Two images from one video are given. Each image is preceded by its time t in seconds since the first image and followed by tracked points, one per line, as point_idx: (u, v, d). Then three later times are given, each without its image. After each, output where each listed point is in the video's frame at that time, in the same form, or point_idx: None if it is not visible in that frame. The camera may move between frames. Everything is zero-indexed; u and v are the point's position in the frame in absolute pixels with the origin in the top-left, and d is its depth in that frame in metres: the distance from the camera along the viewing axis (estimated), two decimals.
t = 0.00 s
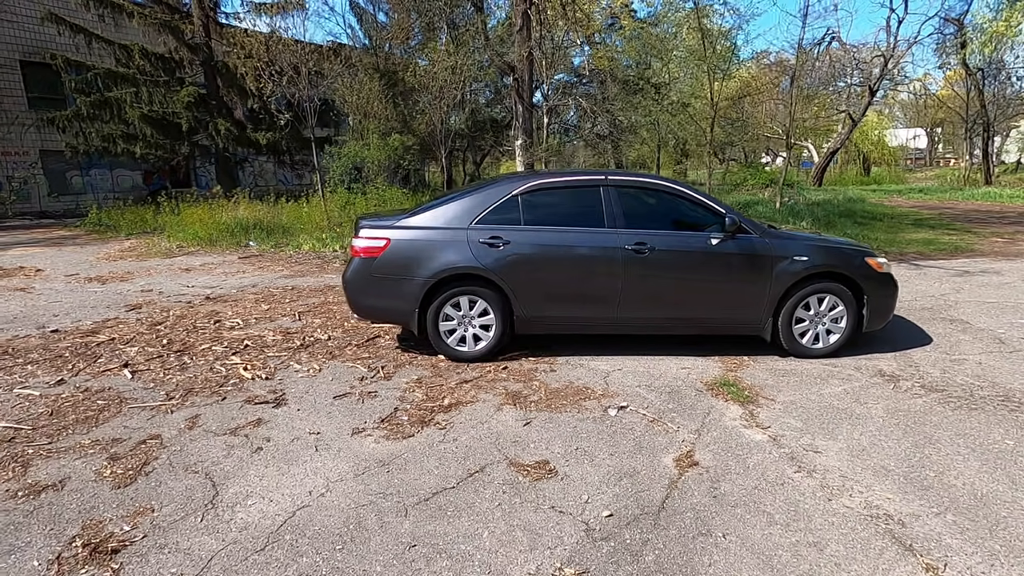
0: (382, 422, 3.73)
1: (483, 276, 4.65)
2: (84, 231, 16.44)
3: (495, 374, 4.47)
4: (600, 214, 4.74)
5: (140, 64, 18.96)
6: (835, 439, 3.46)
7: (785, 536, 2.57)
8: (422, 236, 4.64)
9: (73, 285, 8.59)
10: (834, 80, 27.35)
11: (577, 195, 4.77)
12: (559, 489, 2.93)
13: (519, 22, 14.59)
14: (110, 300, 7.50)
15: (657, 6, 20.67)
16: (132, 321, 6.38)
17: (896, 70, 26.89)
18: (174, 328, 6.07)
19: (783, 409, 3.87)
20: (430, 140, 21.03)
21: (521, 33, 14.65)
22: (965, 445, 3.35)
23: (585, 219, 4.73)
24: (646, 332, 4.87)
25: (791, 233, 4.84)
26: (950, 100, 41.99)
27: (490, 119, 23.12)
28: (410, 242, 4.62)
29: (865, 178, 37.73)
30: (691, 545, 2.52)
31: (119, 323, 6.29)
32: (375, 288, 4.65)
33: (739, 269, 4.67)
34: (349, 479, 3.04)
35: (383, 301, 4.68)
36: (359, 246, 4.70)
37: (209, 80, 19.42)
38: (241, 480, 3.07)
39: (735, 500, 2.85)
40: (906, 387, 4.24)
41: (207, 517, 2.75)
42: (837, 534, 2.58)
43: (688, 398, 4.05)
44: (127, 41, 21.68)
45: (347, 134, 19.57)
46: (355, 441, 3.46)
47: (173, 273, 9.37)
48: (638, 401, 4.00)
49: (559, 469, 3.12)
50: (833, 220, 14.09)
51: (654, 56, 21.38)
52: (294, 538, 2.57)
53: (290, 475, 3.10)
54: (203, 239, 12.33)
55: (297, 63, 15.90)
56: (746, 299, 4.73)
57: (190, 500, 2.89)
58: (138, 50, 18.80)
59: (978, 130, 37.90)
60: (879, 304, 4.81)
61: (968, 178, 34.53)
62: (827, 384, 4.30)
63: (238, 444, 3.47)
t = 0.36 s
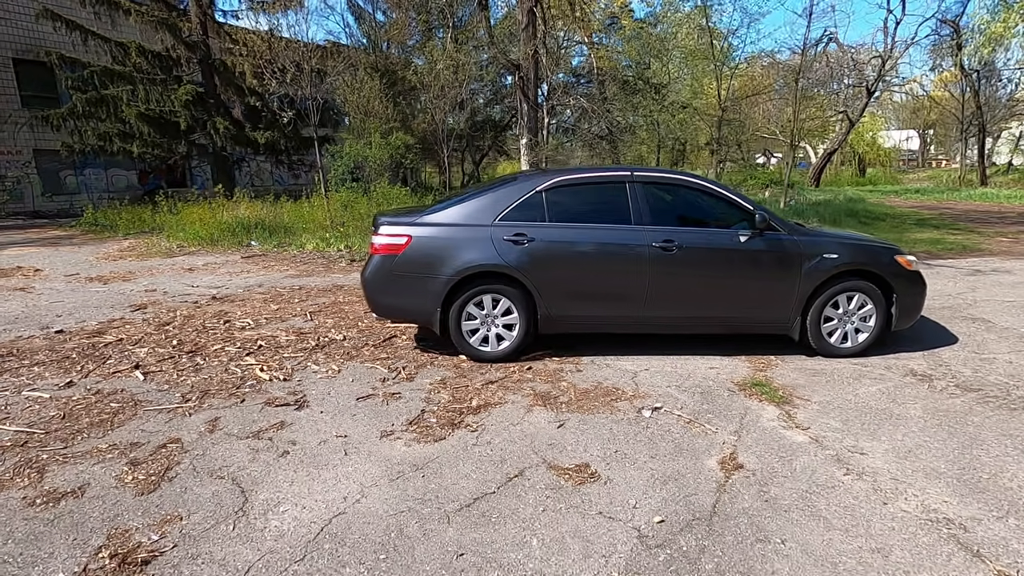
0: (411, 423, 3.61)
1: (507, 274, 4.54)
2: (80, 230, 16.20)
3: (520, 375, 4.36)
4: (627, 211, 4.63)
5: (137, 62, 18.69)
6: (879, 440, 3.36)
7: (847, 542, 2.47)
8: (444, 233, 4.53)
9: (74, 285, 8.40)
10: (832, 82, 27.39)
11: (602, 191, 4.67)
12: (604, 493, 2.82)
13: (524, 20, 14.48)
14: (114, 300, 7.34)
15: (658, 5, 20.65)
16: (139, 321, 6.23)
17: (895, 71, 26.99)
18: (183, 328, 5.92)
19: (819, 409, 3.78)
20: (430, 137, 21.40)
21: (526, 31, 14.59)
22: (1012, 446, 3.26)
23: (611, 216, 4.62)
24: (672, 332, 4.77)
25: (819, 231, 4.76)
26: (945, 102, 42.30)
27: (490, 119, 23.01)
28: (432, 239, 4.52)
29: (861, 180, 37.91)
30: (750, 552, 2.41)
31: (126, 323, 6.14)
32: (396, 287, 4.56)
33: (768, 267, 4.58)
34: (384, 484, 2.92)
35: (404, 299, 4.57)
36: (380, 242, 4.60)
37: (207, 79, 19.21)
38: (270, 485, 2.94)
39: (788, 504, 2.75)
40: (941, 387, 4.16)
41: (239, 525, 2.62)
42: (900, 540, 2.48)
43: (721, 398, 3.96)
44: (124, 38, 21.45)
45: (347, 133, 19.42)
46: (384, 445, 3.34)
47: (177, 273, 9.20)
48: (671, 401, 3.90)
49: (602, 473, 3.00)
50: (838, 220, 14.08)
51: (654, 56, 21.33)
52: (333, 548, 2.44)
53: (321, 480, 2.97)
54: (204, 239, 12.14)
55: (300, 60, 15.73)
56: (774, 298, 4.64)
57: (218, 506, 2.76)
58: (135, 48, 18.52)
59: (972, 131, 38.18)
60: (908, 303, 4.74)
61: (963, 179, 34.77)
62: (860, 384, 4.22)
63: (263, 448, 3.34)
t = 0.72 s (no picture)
0: (432, 438, 3.46)
1: (522, 281, 4.41)
2: (59, 233, 15.69)
3: (538, 385, 4.24)
4: (644, 216, 4.53)
5: (118, 60, 18.08)
6: (913, 450, 3.31)
7: (901, 561, 2.40)
8: (457, 239, 4.40)
9: (58, 291, 8.08)
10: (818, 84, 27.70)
11: (619, 195, 4.57)
12: (644, 512, 2.72)
13: (519, 19, 14.30)
14: (102, 307, 7.06)
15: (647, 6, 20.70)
16: (131, 330, 5.97)
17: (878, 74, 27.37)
18: (178, 337, 5.68)
19: (847, 418, 3.72)
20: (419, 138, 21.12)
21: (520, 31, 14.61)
22: None
23: (629, 220, 4.52)
24: (689, 338, 4.68)
25: (837, 235, 4.70)
26: (924, 105, 43.10)
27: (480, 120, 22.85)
28: (446, 245, 4.38)
29: (844, 181, 38.43)
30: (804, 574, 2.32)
31: (118, 332, 5.88)
32: (407, 294, 4.42)
33: (787, 272, 4.52)
34: (412, 505, 2.78)
35: (416, 307, 4.43)
36: (390, 249, 4.46)
37: (190, 78, 18.77)
38: (292, 508, 2.78)
39: (834, 521, 2.67)
40: (962, 393, 4.13)
41: (263, 554, 2.46)
42: (957, 557, 2.40)
43: (746, 407, 3.88)
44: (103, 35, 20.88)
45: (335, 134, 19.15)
46: (406, 462, 3.19)
47: (166, 278, 8.91)
48: (696, 411, 3.80)
49: (638, 491, 2.89)
50: (830, 222, 14.16)
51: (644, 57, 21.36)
52: None
53: (345, 502, 2.82)
54: (191, 242, 11.78)
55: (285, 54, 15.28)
56: (793, 303, 4.58)
57: (238, 533, 2.59)
58: (116, 45, 17.93)
59: (950, 133, 39.01)
60: (925, 307, 4.71)
61: (943, 181, 35.43)
62: (882, 390, 4.17)
63: (278, 467, 3.17)
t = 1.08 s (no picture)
0: (452, 439, 3.41)
1: (533, 279, 4.38)
2: (26, 235, 15.01)
3: (552, 384, 4.21)
4: (653, 214, 4.55)
5: (87, 55, 17.37)
6: (926, 441, 3.38)
7: (934, 550, 2.44)
8: (467, 237, 4.35)
9: (35, 294, 7.75)
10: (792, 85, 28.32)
11: (628, 192, 4.57)
12: (678, 509, 2.72)
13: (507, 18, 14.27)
14: (85, 311, 6.79)
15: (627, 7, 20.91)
16: (118, 334, 5.74)
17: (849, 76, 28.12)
18: (171, 340, 5.49)
19: (859, 411, 3.79)
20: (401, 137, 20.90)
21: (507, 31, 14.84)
22: None
23: (638, 218, 4.53)
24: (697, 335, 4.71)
25: (839, 232, 4.79)
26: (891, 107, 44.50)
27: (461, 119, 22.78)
28: (455, 244, 4.32)
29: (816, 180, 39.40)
30: (844, 566, 2.35)
31: (106, 337, 5.66)
32: (415, 294, 4.35)
33: (793, 269, 4.59)
34: (444, 508, 2.73)
35: (425, 307, 4.37)
36: (397, 247, 4.38)
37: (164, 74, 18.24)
38: (318, 515, 2.70)
39: (864, 512, 2.71)
40: (963, 385, 4.25)
41: (296, 563, 2.38)
42: (986, 544, 2.47)
43: (760, 402, 3.92)
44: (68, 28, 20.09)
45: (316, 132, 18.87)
46: (431, 464, 3.13)
47: (148, 280, 8.63)
48: (711, 408, 3.83)
49: (668, 488, 2.89)
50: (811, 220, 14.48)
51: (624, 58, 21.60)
52: None
53: (374, 507, 2.75)
54: (170, 243, 11.40)
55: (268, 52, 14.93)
56: (798, 300, 4.65)
57: (266, 542, 2.51)
58: (85, 40, 17.24)
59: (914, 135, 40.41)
60: (923, 302, 4.83)
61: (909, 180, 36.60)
62: (887, 383, 4.26)
63: (297, 472, 3.07)
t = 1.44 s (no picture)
0: (477, 438, 3.43)
1: (545, 279, 4.42)
2: None
3: (566, 382, 4.26)
4: (661, 212, 4.63)
5: (56, 51, 16.72)
6: (932, 430, 3.53)
7: (956, 533, 2.56)
8: (479, 237, 4.36)
9: (14, 299, 7.46)
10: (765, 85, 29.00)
11: (637, 192, 4.64)
12: (709, 501, 2.79)
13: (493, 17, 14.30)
14: (71, 316, 6.58)
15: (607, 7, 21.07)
16: (112, 340, 5.58)
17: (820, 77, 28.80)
18: (169, 345, 5.37)
19: (865, 402, 3.92)
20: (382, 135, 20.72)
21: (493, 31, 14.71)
22: None
23: (647, 217, 4.60)
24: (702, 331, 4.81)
25: (838, 230, 4.95)
26: (858, 108, 45.82)
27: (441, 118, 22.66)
28: (467, 245, 4.33)
29: (788, 179, 40.38)
30: (875, 551, 2.44)
31: (99, 342, 5.49)
32: (428, 294, 4.36)
33: (795, 266, 4.73)
34: (480, 507, 2.74)
35: (438, 307, 4.38)
36: (409, 248, 4.37)
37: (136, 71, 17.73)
38: (355, 518, 2.69)
39: (885, 499, 2.82)
40: (957, 375, 4.43)
41: (340, 567, 2.37)
42: (1003, 527, 2.59)
43: (770, 396, 4.03)
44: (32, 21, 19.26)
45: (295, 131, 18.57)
46: (459, 464, 3.14)
47: (133, 283, 8.39)
48: (723, 401, 3.93)
49: (697, 481, 2.96)
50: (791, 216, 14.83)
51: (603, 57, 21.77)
52: None
53: (410, 508, 2.75)
54: (151, 245, 11.08)
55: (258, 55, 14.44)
56: (800, 296, 4.79)
57: (307, 547, 2.48)
58: (53, 34, 16.60)
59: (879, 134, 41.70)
60: (916, 297, 5.02)
61: (877, 178, 37.76)
62: (886, 375, 4.42)
63: (326, 476, 3.05)
